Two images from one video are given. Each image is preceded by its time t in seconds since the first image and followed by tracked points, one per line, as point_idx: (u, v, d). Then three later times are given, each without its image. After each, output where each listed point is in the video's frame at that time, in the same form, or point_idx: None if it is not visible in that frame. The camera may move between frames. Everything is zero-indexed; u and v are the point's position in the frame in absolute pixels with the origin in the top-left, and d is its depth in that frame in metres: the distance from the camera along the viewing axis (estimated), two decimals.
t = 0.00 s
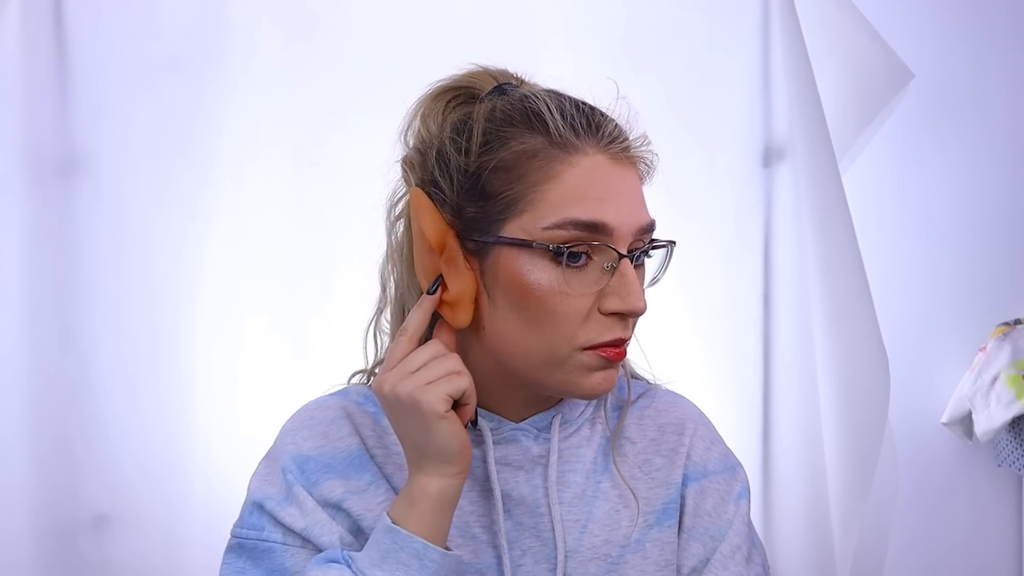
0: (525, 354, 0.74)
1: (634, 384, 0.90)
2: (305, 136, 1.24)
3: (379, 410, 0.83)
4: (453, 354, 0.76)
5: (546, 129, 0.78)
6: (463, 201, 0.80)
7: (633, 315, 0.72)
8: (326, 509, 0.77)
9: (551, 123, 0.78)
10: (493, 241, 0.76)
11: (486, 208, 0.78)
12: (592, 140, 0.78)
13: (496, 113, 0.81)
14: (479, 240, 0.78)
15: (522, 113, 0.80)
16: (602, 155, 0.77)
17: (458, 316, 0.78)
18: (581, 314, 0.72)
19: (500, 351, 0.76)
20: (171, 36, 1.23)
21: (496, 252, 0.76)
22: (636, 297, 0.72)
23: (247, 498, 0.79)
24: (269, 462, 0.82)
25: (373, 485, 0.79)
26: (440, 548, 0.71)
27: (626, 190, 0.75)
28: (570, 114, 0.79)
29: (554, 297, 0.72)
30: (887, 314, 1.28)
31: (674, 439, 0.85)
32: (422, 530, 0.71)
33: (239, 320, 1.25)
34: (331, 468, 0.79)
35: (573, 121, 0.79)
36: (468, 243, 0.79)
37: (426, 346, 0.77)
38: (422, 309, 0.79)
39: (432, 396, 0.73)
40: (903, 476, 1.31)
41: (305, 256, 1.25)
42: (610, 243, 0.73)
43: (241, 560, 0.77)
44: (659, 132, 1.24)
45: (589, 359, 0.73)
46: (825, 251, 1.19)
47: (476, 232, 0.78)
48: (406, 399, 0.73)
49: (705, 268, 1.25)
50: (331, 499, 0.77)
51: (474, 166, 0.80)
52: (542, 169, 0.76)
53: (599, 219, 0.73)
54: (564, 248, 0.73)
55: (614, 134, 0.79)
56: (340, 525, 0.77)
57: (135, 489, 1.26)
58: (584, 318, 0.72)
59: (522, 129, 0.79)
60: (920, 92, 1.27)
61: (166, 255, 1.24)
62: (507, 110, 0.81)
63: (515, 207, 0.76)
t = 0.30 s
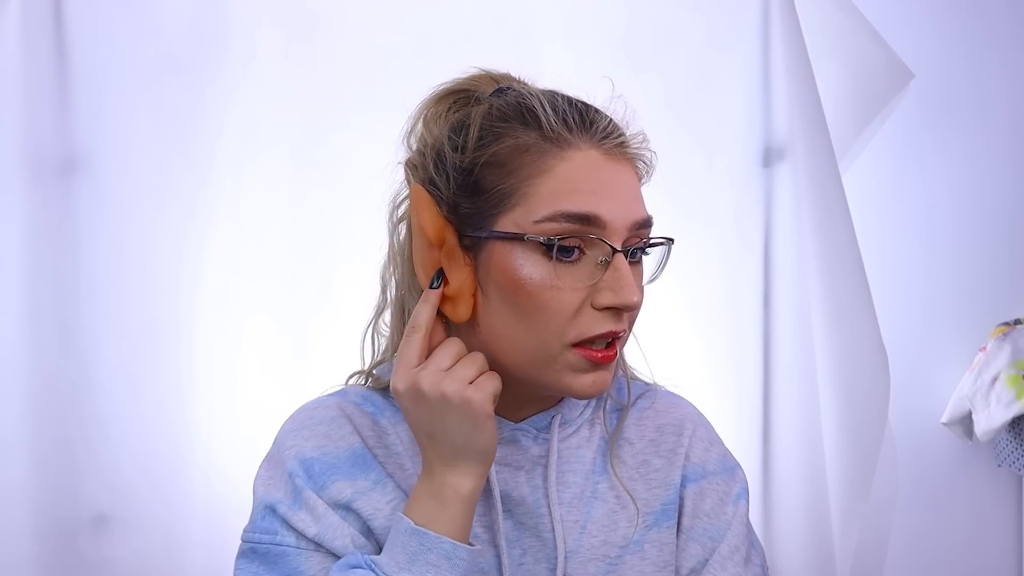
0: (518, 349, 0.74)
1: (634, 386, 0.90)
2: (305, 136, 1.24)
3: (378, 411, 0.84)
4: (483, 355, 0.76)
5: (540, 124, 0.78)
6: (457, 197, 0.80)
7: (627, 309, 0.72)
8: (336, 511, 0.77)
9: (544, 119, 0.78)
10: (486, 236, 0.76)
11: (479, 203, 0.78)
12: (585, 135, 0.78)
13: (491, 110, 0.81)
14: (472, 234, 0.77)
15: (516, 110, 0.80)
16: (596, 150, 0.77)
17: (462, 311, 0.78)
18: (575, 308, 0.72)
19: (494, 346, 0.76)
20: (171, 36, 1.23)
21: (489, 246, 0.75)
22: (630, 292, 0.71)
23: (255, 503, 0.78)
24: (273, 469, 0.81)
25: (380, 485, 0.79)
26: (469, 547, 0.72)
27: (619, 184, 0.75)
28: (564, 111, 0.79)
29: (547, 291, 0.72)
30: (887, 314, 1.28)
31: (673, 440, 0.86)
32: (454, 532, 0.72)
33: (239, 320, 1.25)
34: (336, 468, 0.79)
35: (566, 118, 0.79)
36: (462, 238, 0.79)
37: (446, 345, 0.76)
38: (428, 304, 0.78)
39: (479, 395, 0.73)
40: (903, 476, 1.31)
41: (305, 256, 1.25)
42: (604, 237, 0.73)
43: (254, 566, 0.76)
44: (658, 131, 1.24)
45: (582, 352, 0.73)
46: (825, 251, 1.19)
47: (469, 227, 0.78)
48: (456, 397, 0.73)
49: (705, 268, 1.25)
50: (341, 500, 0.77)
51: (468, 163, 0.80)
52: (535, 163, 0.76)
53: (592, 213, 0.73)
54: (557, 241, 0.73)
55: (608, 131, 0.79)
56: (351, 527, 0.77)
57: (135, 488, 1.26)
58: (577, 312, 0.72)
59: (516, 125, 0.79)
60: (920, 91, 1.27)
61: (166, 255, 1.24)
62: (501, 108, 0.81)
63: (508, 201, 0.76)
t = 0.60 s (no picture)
0: (499, 339, 0.74)
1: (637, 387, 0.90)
2: (304, 136, 1.24)
3: (379, 412, 0.84)
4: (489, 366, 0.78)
5: (517, 118, 0.79)
6: (443, 195, 0.81)
7: (605, 296, 0.70)
8: (337, 512, 0.77)
9: (520, 112, 0.79)
10: (465, 228, 0.76)
11: (460, 198, 0.79)
12: (562, 126, 0.78)
13: (474, 109, 0.83)
14: (454, 228, 0.78)
15: (497, 107, 0.81)
16: (572, 139, 0.77)
17: (452, 304, 0.79)
18: (550, 295, 0.71)
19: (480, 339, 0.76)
20: (171, 36, 1.23)
21: (470, 239, 0.76)
22: (606, 278, 0.70)
23: (256, 505, 0.79)
24: (274, 470, 0.81)
25: (380, 486, 0.78)
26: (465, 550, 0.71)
27: (596, 172, 0.74)
28: (542, 104, 0.80)
29: (521, 280, 0.72)
30: (887, 314, 1.28)
31: (675, 441, 0.86)
32: (450, 534, 0.71)
33: (239, 320, 1.25)
34: (336, 469, 0.79)
35: (543, 110, 0.79)
36: (449, 234, 0.79)
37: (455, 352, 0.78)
38: (426, 299, 0.80)
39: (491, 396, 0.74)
40: (903, 476, 1.31)
41: (305, 256, 1.25)
42: (580, 225, 0.73)
43: (255, 568, 0.76)
44: (658, 131, 1.24)
45: (564, 341, 0.72)
46: (825, 251, 1.19)
47: (452, 223, 0.79)
48: (467, 392, 0.74)
49: (705, 268, 1.25)
50: (341, 501, 0.77)
51: (452, 161, 0.81)
52: (510, 154, 0.76)
53: (564, 200, 0.73)
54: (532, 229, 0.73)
55: (586, 120, 0.79)
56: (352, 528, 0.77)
57: (135, 488, 1.26)
58: (554, 300, 0.71)
59: (496, 121, 0.80)
60: (920, 91, 1.27)
61: (166, 255, 1.24)
62: (484, 106, 0.82)
63: (485, 193, 0.76)
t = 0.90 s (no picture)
0: (493, 336, 0.74)
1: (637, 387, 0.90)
2: (304, 136, 1.24)
3: (377, 412, 0.84)
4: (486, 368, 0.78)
5: (511, 115, 0.79)
6: (440, 194, 0.82)
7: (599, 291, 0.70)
8: (334, 515, 0.77)
9: (514, 110, 0.79)
10: (460, 225, 0.77)
11: (456, 196, 0.79)
12: (557, 123, 0.78)
13: (470, 109, 0.83)
14: (450, 225, 0.78)
15: (493, 105, 0.81)
16: (566, 136, 0.77)
17: (451, 303, 0.79)
18: (544, 291, 0.71)
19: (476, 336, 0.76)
20: (171, 36, 1.23)
21: (465, 236, 0.76)
22: (600, 273, 0.70)
23: (254, 509, 0.79)
24: (272, 473, 0.81)
25: (378, 488, 0.78)
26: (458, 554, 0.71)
27: (590, 168, 0.74)
28: (536, 101, 0.80)
29: (515, 275, 0.72)
30: (887, 313, 1.28)
31: (675, 442, 0.86)
32: (444, 538, 0.71)
33: (239, 320, 1.25)
34: (334, 470, 0.79)
35: (537, 108, 0.79)
36: (444, 232, 0.79)
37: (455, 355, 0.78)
38: (426, 299, 0.80)
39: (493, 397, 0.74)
40: (903, 477, 1.31)
41: (305, 256, 1.25)
42: (574, 221, 0.73)
43: (253, 572, 0.76)
44: (658, 131, 1.24)
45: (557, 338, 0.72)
46: (825, 251, 1.19)
47: (448, 221, 0.79)
48: (469, 394, 0.74)
49: (705, 268, 1.25)
50: (339, 503, 0.77)
51: (448, 160, 0.82)
52: (504, 152, 0.77)
53: (557, 196, 0.73)
54: (526, 225, 0.73)
55: (580, 116, 0.79)
56: (349, 530, 0.77)
57: (135, 488, 1.26)
58: (547, 296, 0.71)
59: (491, 119, 0.80)
60: (920, 91, 1.27)
61: (166, 255, 1.24)
62: (480, 105, 0.82)
63: (479, 190, 0.77)
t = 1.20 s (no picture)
0: (493, 335, 0.74)
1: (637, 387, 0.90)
2: (304, 136, 1.24)
3: (376, 412, 0.84)
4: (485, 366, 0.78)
5: (510, 115, 0.79)
6: (439, 194, 0.81)
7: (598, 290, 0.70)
8: (332, 515, 0.77)
9: (513, 109, 0.79)
10: (460, 225, 0.77)
11: (455, 195, 0.79)
12: (556, 122, 0.78)
13: (469, 108, 0.83)
14: (450, 225, 0.78)
15: (491, 104, 0.81)
16: (565, 135, 0.77)
17: (451, 302, 0.79)
18: (543, 290, 0.71)
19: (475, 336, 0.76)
20: (171, 36, 1.23)
21: (464, 236, 0.76)
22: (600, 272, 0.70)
23: (252, 509, 0.79)
24: (270, 473, 0.81)
25: (376, 488, 0.78)
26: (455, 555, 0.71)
27: (589, 166, 0.74)
28: (535, 101, 0.80)
29: (515, 275, 0.72)
30: (887, 314, 1.28)
31: (674, 442, 0.86)
32: (441, 538, 0.71)
33: (239, 320, 1.25)
34: (332, 470, 0.79)
35: (535, 107, 0.79)
36: (444, 231, 0.79)
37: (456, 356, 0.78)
38: (426, 299, 0.80)
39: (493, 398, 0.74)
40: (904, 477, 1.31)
41: (305, 256, 1.25)
42: (574, 221, 0.73)
43: (250, 572, 0.76)
44: (658, 131, 1.24)
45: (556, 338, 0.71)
46: (825, 251, 1.19)
47: (448, 221, 0.79)
48: (470, 395, 0.74)
49: (705, 268, 1.25)
50: (336, 503, 0.77)
51: (447, 159, 0.82)
52: (503, 151, 0.77)
53: (557, 195, 0.73)
54: (526, 225, 0.73)
55: (578, 115, 0.79)
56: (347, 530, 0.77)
57: (134, 488, 1.26)
58: (547, 295, 0.71)
59: (490, 119, 0.80)
60: (920, 91, 1.27)
61: (166, 255, 1.24)
62: (479, 105, 0.82)
63: (479, 190, 0.77)
